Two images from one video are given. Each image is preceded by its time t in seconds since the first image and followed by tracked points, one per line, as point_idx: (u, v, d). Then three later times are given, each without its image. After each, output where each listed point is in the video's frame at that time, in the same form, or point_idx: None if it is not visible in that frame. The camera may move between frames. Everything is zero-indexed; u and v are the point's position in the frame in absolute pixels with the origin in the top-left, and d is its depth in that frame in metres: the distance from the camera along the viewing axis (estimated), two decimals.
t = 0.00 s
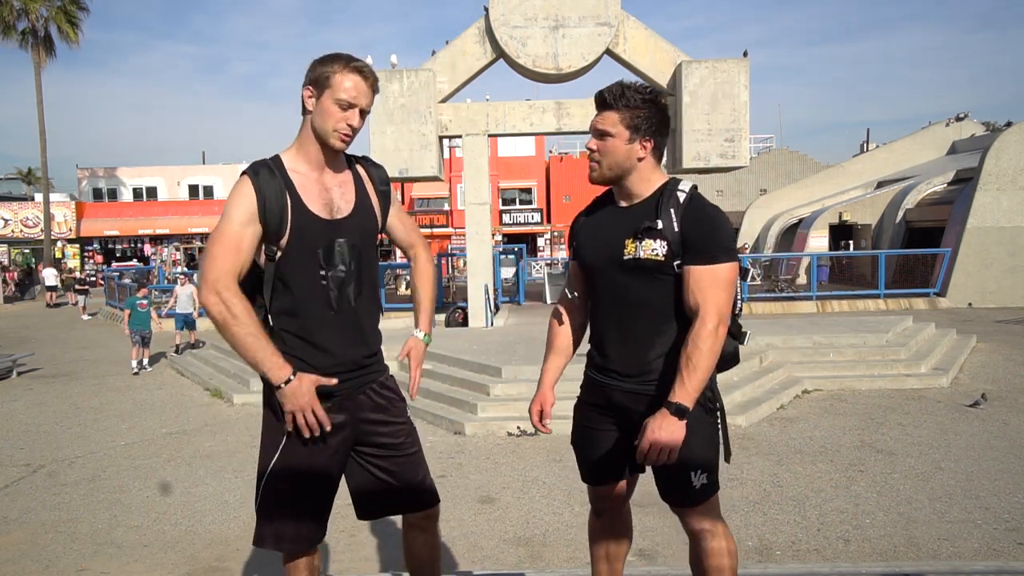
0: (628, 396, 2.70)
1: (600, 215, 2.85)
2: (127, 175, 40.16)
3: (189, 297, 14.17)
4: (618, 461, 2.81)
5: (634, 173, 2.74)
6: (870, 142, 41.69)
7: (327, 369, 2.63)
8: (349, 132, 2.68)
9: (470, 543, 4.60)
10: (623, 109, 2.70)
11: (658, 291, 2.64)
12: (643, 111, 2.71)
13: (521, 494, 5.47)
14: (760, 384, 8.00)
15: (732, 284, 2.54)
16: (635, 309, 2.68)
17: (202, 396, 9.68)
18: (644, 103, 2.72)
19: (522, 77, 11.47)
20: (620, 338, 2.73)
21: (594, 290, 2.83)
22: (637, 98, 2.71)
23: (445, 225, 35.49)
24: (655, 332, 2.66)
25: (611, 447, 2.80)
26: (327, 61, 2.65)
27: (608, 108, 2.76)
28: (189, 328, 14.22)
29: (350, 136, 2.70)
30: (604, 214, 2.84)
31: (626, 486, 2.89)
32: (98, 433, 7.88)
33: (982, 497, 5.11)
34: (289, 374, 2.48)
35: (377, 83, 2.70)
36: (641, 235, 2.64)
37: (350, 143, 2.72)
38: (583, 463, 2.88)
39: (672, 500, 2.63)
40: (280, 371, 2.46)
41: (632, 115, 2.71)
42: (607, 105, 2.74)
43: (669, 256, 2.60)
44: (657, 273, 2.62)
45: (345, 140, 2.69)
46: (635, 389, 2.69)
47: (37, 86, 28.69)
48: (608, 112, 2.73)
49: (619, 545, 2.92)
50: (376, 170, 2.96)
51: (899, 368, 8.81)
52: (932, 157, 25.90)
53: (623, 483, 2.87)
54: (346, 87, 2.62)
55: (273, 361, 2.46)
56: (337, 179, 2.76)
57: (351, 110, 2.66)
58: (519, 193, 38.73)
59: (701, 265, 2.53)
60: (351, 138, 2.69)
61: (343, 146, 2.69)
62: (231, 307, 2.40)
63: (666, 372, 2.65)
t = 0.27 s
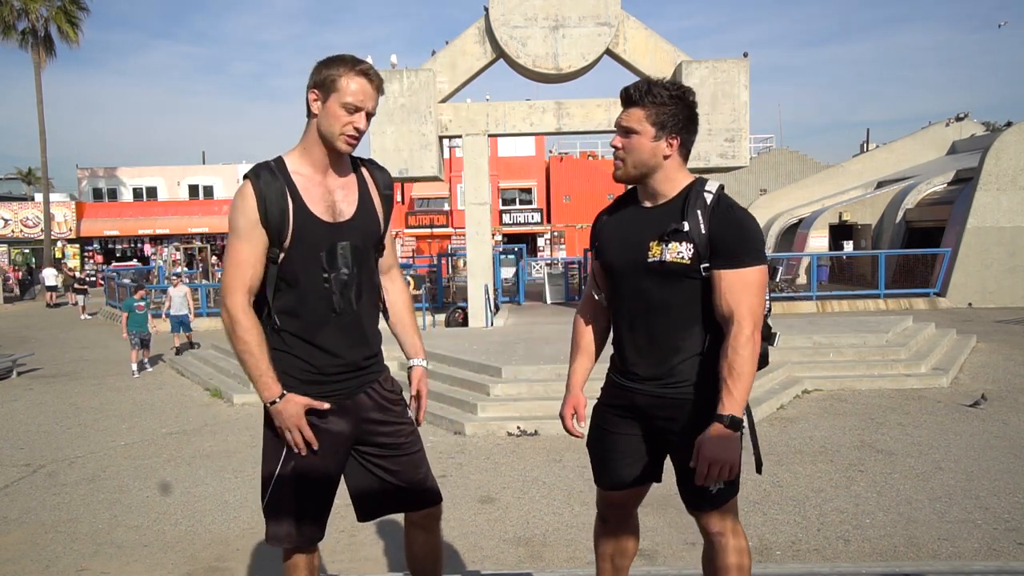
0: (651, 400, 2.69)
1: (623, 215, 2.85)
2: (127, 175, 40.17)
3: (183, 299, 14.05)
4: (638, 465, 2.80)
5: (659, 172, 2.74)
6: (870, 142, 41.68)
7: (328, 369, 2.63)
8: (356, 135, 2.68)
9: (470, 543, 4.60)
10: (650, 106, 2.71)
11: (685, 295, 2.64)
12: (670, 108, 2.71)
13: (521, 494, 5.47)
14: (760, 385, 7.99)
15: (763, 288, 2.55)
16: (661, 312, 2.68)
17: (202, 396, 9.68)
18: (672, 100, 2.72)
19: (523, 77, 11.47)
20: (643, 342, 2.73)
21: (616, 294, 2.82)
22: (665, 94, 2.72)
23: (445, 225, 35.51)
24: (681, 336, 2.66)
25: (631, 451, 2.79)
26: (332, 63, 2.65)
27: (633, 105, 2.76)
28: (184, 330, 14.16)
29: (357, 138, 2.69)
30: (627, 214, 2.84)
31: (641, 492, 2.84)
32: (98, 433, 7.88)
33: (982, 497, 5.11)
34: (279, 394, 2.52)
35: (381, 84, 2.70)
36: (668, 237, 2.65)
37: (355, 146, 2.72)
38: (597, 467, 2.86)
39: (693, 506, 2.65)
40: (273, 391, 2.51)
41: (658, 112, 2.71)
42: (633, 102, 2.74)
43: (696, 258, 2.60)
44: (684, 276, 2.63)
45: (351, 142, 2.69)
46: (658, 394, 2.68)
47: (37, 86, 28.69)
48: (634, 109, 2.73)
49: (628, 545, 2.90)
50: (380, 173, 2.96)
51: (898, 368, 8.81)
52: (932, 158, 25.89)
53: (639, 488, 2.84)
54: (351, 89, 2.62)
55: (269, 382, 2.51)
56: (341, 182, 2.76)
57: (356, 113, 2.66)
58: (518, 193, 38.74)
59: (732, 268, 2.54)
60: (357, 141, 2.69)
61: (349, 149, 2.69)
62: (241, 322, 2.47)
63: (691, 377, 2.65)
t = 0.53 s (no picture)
0: (646, 400, 2.69)
1: (620, 214, 2.85)
2: (127, 175, 40.17)
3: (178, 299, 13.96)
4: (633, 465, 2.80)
5: (659, 172, 2.74)
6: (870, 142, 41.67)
7: (328, 368, 2.64)
8: (360, 139, 2.66)
9: (470, 543, 4.60)
10: (649, 105, 2.71)
11: (683, 294, 2.65)
12: (669, 108, 2.72)
13: (521, 494, 5.47)
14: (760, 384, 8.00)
15: (764, 288, 2.56)
16: (659, 312, 2.68)
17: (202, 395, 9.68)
18: (669, 100, 2.72)
19: (522, 77, 11.47)
20: (638, 341, 2.72)
21: (613, 295, 2.81)
22: (662, 94, 2.72)
23: (445, 225, 35.54)
24: (677, 336, 2.66)
25: (627, 450, 2.80)
26: (338, 64, 2.66)
27: (632, 105, 2.76)
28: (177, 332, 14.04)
29: (361, 143, 2.67)
30: (624, 213, 2.84)
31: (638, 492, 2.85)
32: (97, 433, 7.88)
33: (982, 497, 5.11)
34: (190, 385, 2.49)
35: (385, 86, 2.69)
36: (667, 237, 2.65)
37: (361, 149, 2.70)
38: (594, 466, 2.86)
39: (688, 506, 2.66)
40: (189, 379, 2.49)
41: (656, 112, 2.71)
42: (633, 101, 2.75)
43: (696, 258, 2.60)
44: (684, 275, 2.63)
45: (356, 147, 2.68)
46: (653, 394, 2.67)
47: (37, 86, 28.68)
48: (633, 108, 2.73)
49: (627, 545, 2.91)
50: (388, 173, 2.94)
51: (898, 368, 8.81)
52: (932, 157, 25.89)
53: (634, 488, 2.84)
54: (356, 92, 2.62)
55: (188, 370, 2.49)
56: (348, 184, 2.75)
57: (361, 118, 2.65)
58: (519, 193, 38.75)
59: (733, 268, 2.55)
60: (362, 145, 2.67)
61: (354, 152, 2.68)
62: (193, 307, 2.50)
63: (688, 378, 2.64)
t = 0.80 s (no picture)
0: (628, 398, 2.69)
1: (604, 212, 2.85)
2: (127, 175, 40.16)
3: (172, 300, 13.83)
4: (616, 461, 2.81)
5: (646, 171, 2.73)
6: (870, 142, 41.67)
7: (336, 367, 2.64)
8: (354, 129, 2.66)
9: (470, 543, 4.60)
10: (637, 105, 2.72)
11: (665, 293, 2.65)
12: (656, 107, 2.72)
13: (521, 494, 5.47)
14: (760, 384, 8.00)
15: (741, 288, 2.57)
16: (641, 310, 2.68)
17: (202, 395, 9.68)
18: (655, 99, 2.73)
19: (522, 77, 11.47)
20: (619, 339, 2.72)
21: (595, 292, 2.81)
22: (647, 93, 2.73)
23: (445, 225, 35.52)
24: (659, 334, 2.66)
25: (609, 448, 2.81)
26: (338, 63, 2.67)
27: (620, 105, 2.76)
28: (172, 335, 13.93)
29: (357, 135, 2.68)
30: (609, 211, 2.83)
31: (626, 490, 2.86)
32: (97, 433, 7.88)
33: (982, 497, 5.11)
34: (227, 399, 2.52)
35: (385, 83, 2.71)
36: (654, 235, 2.65)
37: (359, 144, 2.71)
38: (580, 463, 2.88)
39: (674, 502, 2.63)
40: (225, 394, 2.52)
41: (643, 110, 2.71)
42: (620, 101, 2.75)
43: (680, 257, 2.61)
44: (668, 275, 2.63)
45: (350, 139, 2.68)
46: (635, 392, 2.68)
47: (37, 86, 28.67)
48: (621, 108, 2.73)
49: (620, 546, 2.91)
50: (389, 175, 2.95)
51: (899, 368, 8.81)
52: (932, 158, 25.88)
53: (619, 485, 2.85)
54: (355, 88, 2.63)
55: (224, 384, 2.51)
56: (353, 183, 2.76)
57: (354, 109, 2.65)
58: (519, 193, 38.74)
59: (712, 268, 2.55)
60: (358, 138, 2.68)
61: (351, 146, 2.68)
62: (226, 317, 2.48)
63: (669, 376, 2.65)
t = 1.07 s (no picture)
0: (614, 397, 2.70)
1: (591, 213, 2.84)
2: (127, 175, 40.16)
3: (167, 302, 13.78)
4: (602, 459, 2.81)
5: (633, 174, 2.73)
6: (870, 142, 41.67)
7: (339, 366, 2.64)
8: (354, 127, 2.66)
9: (470, 543, 4.60)
10: (624, 108, 2.70)
11: (652, 295, 2.66)
12: (643, 110, 2.71)
13: (521, 494, 5.47)
14: (760, 384, 8.00)
15: (727, 291, 2.58)
16: (628, 311, 2.68)
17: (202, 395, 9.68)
18: (642, 101, 2.72)
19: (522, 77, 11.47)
20: (606, 339, 2.73)
21: (582, 292, 2.81)
22: (634, 96, 2.72)
23: (445, 225, 35.51)
24: (645, 335, 2.67)
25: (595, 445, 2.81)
26: (338, 62, 2.66)
27: (607, 108, 2.75)
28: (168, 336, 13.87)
29: (356, 133, 2.68)
30: (596, 213, 2.83)
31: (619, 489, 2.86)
32: (97, 433, 7.88)
33: (982, 497, 5.11)
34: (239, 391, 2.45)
35: (384, 81, 2.71)
36: (642, 239, 2.64)
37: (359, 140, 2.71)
38: (569, 460, 2.88)
39: (660, 499, 2.64)
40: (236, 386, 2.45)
41: (632, 112, 2.70)
42: (607, 105, 2.73)
43: (667, 260, 2.61)
44: (655, 278, 2.64)
45: (349, 136, 2.67)
46: (621, 392, 2.68)
47: (37, 86, 28.66)
48: (608, 111, 2.72)
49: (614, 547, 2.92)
50: (388, 174, 2.95)
51: (898, 368, 8.81)
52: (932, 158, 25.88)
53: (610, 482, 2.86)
54: (354, 87, 2.63)
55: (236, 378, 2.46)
56: (352, 180, 2.76)
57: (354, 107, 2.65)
58: (519, 193, 38.74)
59: (698, 272, 2.56)
60: (357, 135, 2.68)
61: (351, 142, 2.68)
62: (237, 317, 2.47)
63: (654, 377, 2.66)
